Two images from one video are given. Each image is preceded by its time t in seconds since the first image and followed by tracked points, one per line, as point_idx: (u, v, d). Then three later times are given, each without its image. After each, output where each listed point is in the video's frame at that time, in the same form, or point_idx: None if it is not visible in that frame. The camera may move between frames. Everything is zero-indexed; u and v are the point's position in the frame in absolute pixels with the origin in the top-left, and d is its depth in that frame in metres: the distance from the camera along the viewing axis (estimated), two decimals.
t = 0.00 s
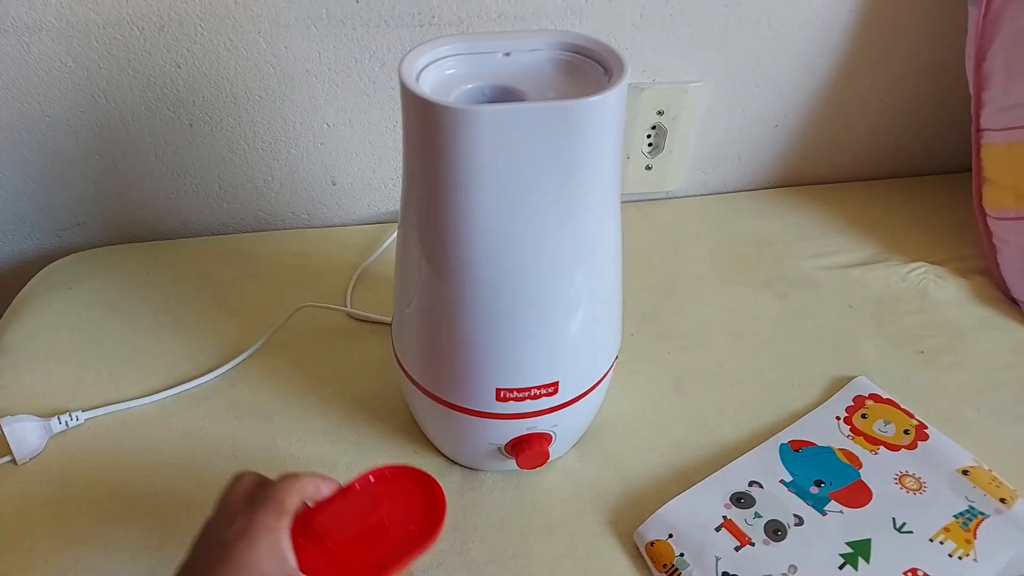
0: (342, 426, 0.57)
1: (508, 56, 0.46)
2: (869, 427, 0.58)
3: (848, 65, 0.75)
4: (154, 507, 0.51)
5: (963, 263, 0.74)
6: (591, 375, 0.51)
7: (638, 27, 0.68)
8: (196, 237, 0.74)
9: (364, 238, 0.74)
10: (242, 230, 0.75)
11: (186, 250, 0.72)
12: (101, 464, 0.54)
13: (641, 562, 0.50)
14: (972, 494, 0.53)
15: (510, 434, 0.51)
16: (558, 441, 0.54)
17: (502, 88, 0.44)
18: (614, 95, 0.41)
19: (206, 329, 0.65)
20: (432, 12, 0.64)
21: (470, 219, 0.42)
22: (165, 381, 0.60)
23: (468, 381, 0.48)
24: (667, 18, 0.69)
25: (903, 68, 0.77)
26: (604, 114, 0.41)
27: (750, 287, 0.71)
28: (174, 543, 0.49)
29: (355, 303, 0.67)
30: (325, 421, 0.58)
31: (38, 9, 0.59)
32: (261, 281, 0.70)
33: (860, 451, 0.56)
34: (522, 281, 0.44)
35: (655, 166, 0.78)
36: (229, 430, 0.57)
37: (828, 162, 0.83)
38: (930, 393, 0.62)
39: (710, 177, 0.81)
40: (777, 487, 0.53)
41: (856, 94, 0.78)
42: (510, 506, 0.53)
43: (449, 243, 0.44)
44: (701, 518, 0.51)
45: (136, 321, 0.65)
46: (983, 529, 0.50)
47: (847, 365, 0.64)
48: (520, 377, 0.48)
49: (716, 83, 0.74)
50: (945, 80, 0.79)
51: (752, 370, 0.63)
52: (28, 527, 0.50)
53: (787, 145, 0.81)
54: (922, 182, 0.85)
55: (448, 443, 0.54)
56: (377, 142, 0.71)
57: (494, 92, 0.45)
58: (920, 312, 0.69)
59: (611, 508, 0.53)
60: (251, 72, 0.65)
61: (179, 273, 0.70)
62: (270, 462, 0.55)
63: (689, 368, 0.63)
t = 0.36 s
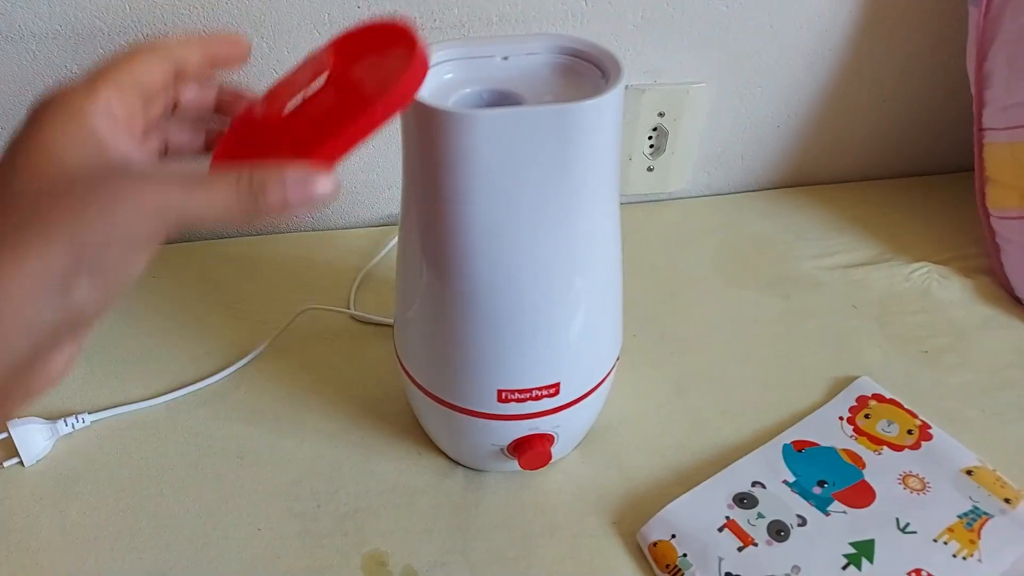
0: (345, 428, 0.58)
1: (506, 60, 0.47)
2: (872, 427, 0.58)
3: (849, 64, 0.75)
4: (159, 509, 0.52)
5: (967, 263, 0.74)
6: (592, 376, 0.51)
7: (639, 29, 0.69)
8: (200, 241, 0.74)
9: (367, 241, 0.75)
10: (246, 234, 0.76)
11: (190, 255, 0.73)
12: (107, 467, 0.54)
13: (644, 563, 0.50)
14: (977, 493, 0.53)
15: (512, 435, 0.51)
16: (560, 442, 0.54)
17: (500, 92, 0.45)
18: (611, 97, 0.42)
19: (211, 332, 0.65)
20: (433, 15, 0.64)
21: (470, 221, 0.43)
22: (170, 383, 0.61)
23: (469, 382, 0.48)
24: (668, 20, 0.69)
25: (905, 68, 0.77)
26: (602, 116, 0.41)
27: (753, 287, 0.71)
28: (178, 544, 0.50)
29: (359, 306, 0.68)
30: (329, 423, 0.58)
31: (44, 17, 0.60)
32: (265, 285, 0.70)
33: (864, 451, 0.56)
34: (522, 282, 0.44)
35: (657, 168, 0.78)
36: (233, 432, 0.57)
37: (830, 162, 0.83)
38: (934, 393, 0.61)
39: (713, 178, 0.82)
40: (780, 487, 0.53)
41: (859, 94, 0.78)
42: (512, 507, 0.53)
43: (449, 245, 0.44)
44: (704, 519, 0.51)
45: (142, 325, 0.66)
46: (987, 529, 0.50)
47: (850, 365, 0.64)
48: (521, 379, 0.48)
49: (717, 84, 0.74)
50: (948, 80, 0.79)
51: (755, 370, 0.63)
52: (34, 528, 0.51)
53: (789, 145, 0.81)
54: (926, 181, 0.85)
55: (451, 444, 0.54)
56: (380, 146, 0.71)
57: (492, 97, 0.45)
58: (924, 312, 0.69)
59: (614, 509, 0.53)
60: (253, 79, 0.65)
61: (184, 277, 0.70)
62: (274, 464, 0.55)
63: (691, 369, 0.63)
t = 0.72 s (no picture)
0: (343, 436, 0.58)
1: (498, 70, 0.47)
2: (869, 430, 0.58)
3: (843, 68, 0.76)
4: (158, 518, 0.52)
5: (962, 265, 0.74)
6: (588, 382, 0.51)
7: (633, 35, 0.69)
8: (197, 251, 0.75)
9: (364, 249, 0.75)
10: (243, 243, 0.76)
11: (188, 264, 0.73)
12: (106, 476, 0.55)
13: (642, 568, 0.50)
14: (974, 495, 0.53)
15: (509, 442, 0.51)
16: (558, 448, 0.54)
17: (492, 101, 0.45)
18: (603, 105, 0.42)
19: (209, 341, 0.65)
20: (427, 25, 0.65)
21: (464, 229, 0.43)
22: (169, 393, 0.61)
23: (465, 390, 0.49)
24: (661, 27, 0.69)
25: (899, 72, 0.77)
26: (593, 125, 0.42)
27: (750, 291, 0.71)
28: (176, 553, 0.50)
29: (356, 314, 0.68)
30: (327, 430, 0.58)
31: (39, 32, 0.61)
32: (263, 293, 0.70)
33: (861, 454, 0.56)
34: (516, 290, 0.45)
35: (652, 173, 0.78)
36: (231, 441, 0.57)
37: (826, 166, 0.84)
38: (931, 395, 0.62)
39: (709, 183, 0.82)
40: (778, 491, 0.53)
41: (853, 98, 0.78)
42: (511, 513, 0.53)
43: (442, 254, 0.44)
44: (702, 523, 0.51)
45: (140, 334, 0.66)
46: (985, 532, 0.50)
47: (847, 368, 0.64)
48: (516, 386, 0.48)
49: (711, 89, 0.74)
50: (942, 82, 0.79)
51: (752, 374, 0.63)
52: (33, 539, 0.51)
53: (785, 149, 0.81)
54: (921, 184, 0.85)
55: (448, 451, 0.54)
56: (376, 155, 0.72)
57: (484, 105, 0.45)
58: (920, 315, 0.69)
59: (612, 514, 0.53)
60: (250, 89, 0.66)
61: (182, 287, 0.71)
62: (273, 472, 0.55)
63: (688, 373, 0.63)
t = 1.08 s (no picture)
0: (339, 439, 0.58)
1: (488, 70, 0.47)
2: (866, 427, 0.58)
3: (838, 62, 0.75)
4: (153, 523, 0.52)
5: (959, 260, 0.74)
6: (582, 383, 0.51)
7: (626, 33, 0.69)
8: (193, 254, 0.74)
9: (359, 250, 0.75)
10: (238, 246, 0.76)
11: (183, 268, 0.73)
12: (100, 482, 0.55)
13: (638, 569, 0.50)
14: (971, 492, 0.53)
15: (503, 444, 0.51)
16: (553, 449, 0.54)
17: (482, 102, 0.45)
18: (593, 105, 0.42)
19: (204, 345, 0.65)
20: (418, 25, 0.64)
21: (455, 230, 0.42)
22: (163, 397, 0.61)
23: (459, 392, 0.48)
24: (654, 24, 0.69)
25: (895, 66, 0.77)
26: (583, 125, 0.41)
27: (746, 289, 0.71)
28: (172, 558, 0.50)
29: (351, 316, 0.68)
30: (322, 433, 0.58)
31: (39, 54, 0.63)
32: (258, 296, 0.70)
33: (857, 452, 0.56)
34: (508, 291, 0.44)
35: (647, 171, 0.78)
36: (225, 446, 0.57)
37: (822, 161, 0.83)
38: (928, 391, 0.61)
39: (705, 180, 0.82)
40: (774, 490, 0.53)
41: (849, 93, 0.78)
42: (506, 515, 0.53)
43: (433, 256, 0.44)
44: (698, 523, 0.51)
45: (135, 338, 0.66)
46: (982, 529, 0.50)
47: (843, 365, 0.64)
48: (510, 388, 0.48)
49: (706, 86, 0.74)
50: (938, 75, 0.78)
51: (748, 372, 0.63)
52: (28, 546, 0.51)
53: (780, 145, 0.81)
54: (918, 178, 0.85)
55: (443, 454, 0.54)
56: (370, 157, 0.71)
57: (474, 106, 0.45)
58: (917, 310, 0.69)
59: (607, 515, 0.53)
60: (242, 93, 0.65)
61: (177, 290, 0.70)
62: (268, 476, 0.55)
63: (685, 372, 0.63)
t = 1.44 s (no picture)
0: (339, 433, 0.58)
1: (493, 64, 0.46)
2: (867, 426, 0.58)
3: (843, 59, 0.75)
4: (152, 516, 0.52)
5: (962, 259, 0.74)
6: (584, 379, 0.51)
7: (631, 28, 0.68)
8: (194, 247, 0.74)
9: (360, 244, 0.75)
10: (239, 239, 0.76)
11: (184, 260, 0.73)
12: (100, 474, 0.54)
13: (639, 566, 0.50)
14: (972, 491, 0.53)
15: (504, 439, 0.51)
16: (554, 445, 0.53)
17: (487, 95, 0.45)
18: (598, 100, 0.41)
19: (205, 338, 0.65)
20: (422, 19, 0.64)
21: (458, 223, 0.42)
22: (163, 390, 0.60)
23: (460, 387, 0.48)
24: (659, 20, 0.69)
25: (900, 64, 0.77)
26: (588, 120, 0.41)
27: (748, 286, 0.71)
28: (171, 551, 0.50)
29: (352, 310, 0.68)
30: (322, 427, 0.58)
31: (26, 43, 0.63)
32: (258, 290, 0.70)
33: (858, 450, 0.56)
34: (512, 286, 0.44)
35: (650, 167, 0.78)
36: (225, 439, 0.57)
37: (825, 159, 0.83)
38: (929, 390, 0.61)
39: (707, 176, 0.81)
40: (775, 488, 0.53)
41: (853, 90, 0.78)
42: (507, 511, 0.53)
43: (437, 250, 0.44)
44: (699, 520, 0.51)
45: (134, 331, 0.66)
46: (983, 528, 0.50)
47: (845, 363, 0.64)
48: (512, 383, 0.48)
49: (710, 82, 0.74)
50: (943, 73, 0.78)
51: (749, 370, 0.63)
52: (28, 538, 0.50)
53: (783, 142, 0.80)
54: (922, 176, 0.84)
55: (444, 449, 0.54)
56: (373, 151, 0.71)
57: (479, 100, 0.45)
58: (919, 309, 0.68)
59: (608, 511, 0.53)
60: (245, 86, 0.65)
61: (178, 283, 0.70)
62: (268, 470, 0.55)
63: (686, 369, 0.63)
